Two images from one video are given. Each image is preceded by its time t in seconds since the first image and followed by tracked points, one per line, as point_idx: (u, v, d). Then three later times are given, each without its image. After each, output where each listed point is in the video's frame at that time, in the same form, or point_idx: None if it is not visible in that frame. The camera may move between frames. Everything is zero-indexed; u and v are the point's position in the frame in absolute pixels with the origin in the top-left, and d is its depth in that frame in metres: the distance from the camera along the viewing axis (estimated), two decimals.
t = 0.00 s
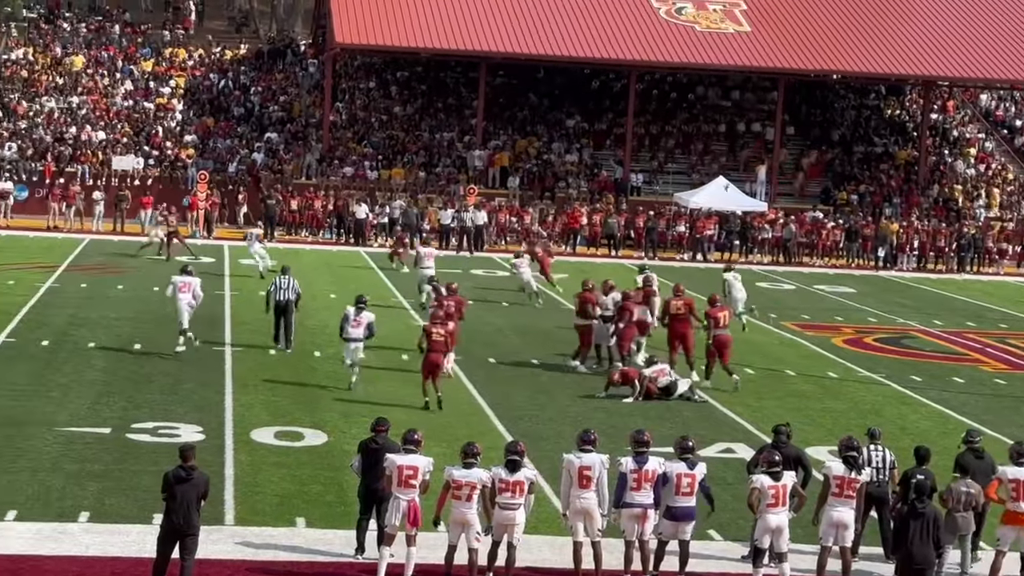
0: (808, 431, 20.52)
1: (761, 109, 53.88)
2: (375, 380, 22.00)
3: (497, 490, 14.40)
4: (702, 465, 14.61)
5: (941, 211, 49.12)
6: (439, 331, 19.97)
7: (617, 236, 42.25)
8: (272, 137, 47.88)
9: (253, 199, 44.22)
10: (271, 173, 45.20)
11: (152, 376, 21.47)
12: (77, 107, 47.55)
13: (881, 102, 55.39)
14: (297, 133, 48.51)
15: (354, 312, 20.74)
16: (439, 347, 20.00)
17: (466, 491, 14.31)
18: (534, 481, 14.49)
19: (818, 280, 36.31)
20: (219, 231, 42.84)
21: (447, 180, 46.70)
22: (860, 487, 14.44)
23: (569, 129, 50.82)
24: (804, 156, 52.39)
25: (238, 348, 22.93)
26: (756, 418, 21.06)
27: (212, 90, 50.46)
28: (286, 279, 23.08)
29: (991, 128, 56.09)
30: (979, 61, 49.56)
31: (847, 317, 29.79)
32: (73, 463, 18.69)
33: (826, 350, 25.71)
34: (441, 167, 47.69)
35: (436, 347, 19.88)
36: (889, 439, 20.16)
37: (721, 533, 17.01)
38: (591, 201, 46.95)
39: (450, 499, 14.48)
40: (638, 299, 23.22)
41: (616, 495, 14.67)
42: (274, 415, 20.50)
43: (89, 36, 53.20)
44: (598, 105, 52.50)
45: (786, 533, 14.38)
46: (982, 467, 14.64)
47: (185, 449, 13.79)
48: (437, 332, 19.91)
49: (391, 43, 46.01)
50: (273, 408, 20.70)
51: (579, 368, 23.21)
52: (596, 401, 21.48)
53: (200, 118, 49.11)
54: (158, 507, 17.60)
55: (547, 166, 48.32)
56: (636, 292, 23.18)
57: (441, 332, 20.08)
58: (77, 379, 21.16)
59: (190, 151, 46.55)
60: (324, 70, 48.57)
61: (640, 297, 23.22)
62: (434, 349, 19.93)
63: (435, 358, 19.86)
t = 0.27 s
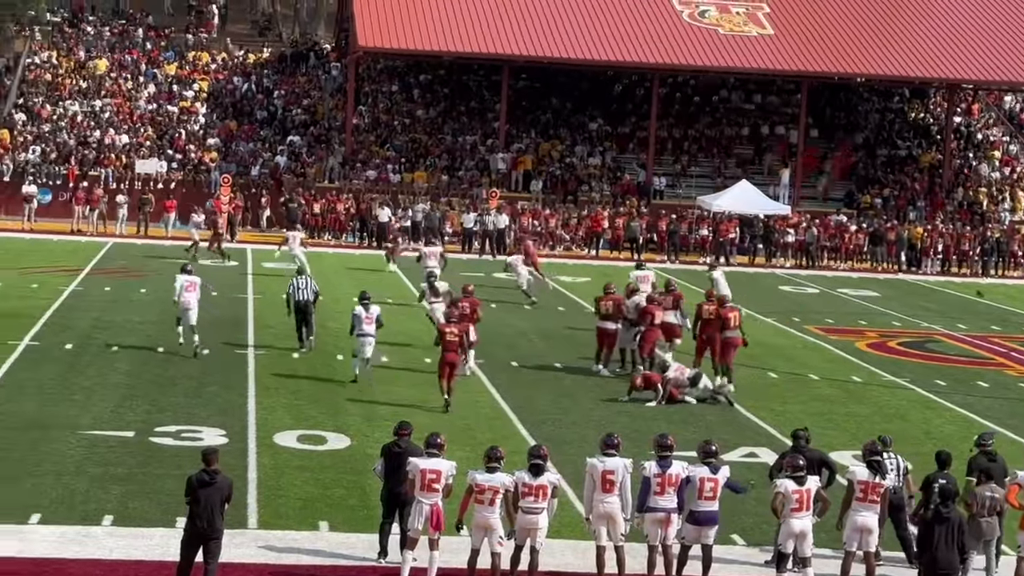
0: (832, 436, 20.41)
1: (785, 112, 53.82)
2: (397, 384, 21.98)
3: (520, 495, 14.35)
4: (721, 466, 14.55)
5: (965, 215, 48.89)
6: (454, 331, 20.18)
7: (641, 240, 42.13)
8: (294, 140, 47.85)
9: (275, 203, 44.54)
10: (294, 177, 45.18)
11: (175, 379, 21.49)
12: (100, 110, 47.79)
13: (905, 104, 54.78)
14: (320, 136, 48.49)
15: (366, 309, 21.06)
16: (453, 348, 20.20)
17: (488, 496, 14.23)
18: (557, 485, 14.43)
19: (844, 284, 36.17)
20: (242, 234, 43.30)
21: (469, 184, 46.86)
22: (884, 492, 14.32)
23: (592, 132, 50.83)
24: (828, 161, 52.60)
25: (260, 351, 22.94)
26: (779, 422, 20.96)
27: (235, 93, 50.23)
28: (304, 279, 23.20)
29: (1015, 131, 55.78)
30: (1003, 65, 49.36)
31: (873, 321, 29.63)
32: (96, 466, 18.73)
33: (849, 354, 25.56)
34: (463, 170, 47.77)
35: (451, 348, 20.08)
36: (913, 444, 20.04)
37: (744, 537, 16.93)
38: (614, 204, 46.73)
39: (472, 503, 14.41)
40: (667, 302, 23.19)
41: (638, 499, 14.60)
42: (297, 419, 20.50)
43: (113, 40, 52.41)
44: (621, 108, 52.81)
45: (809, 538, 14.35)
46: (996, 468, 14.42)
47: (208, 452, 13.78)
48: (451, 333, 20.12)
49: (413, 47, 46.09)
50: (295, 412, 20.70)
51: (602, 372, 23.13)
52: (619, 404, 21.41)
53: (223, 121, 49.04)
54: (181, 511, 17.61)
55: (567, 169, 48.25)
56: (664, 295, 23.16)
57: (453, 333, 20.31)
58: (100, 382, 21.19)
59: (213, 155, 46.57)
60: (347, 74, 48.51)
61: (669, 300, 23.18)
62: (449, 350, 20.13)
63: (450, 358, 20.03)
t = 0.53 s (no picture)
0: (875, 446, 19.50)
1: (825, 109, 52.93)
2: (420, 390, 21.14)
3: (548, 507, 13.56)
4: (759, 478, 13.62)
5: (1014, 215, 47.77)
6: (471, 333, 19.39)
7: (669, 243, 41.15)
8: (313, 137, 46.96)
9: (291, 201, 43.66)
10: (313, 176, 44.27)
11: (189, 386, 20.68)
12: (112, 106, 46.99)
13: (950, 100, 53.99)
14: (340, 134, 47.74)
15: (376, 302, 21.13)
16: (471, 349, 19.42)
17: (515, 509, 13.47)
18: (586, 499, 13.71)
19: (885, 288, 35.24)
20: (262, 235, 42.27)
21: (494, 183, 45.67)
22: (929, 504, 13.44)
23: (622, 129, 50.14)
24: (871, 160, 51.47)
25: (278, 357, 22.12)
26: (818, 431, 20.06)
27: (251, 89, 49.51)
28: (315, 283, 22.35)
29: None
30: None
31: (914, 326, 28.69)
32: (107, 477, 17.93)
33: (890, 360, 24.64)
34: (490, 168, 46.79)
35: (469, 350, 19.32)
36: (961, 455, 19.12)
37: (783, 552, 15.99)
38: (647, 204, 45.22)
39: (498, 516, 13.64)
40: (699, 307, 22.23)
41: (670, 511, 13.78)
42: (315, 427, 19.67)
43: (125, 34, 51.38)
44: (653, 105, 51.64)
45: (851, 553, 13.42)
46: None
47: (222, 462, 12.98)
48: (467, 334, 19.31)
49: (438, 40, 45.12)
50: (314, 420, 19.87)
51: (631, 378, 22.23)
52: (651, 413, 20.53)
53: (239, 118, 48.24)
54: (195, 523, 16.80)
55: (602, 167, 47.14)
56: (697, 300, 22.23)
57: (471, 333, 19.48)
58: (111, 389, 20.39)
59: (228, 153, 45.68)
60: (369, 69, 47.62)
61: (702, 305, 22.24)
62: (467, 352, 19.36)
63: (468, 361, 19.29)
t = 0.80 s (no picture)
0: (922, 454, 18.84)
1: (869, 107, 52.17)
2: (450, 395, 20.57)
3: (583, 517, 12.87)
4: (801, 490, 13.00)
5: None
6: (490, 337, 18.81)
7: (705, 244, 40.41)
8: (341, 136, 46.37)
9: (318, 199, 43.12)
10: (340, 175, 43.65)
11: (213, 391, 20.15)
12: (135, 105, 46.53)
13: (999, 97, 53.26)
14: (369, 131, 47.06)
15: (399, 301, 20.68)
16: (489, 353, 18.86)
17: (549, 519, 12.80)
18: (622, 507, 13.01)
19: (931, 291, 34.45)
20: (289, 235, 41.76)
21: (527, 183, 44.92)
22: (978, 515, 12.64)
23: (661, 127, 49.32)
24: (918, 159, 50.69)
25: (305, 362, 21.57)
26: (862, 439, 19.41)
27: (277, 87, 48.99)
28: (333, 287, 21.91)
29: None
30: None
31: (961, 331, 27.99)
32: (129, 485, 17.41)
33: (933, 366, 23.96)
34: (524, 168, 46.07)
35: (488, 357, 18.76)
36: (1011, 465, 18.45)
37: (826, 564, 15.34)
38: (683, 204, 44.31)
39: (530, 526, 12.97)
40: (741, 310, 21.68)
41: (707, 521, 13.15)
42: (343, 434, 19.12)
43: (149, 30, 51.83)
44: (691, 102, 50.97)
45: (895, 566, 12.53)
46: None
47: (248, 469, 12.39)
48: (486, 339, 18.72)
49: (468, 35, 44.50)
50: (342, 427, 19.31)
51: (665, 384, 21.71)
52: (688, 420, 19.92)
53: (265, 116, 47.71)
54: (219, 532, 16.25)
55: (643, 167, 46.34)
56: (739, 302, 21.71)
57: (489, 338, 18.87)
58: (133, 394, 19.86)
59: (254, 152, 45.07)
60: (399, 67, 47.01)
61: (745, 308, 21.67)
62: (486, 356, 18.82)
63: (488, 367, 18.78)
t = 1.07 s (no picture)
0: (964, 459, 18.69)
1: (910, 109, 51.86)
2: (489, 398, 20.50)
3: (621, 521, 12.72)
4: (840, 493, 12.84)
5: None
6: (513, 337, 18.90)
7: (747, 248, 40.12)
8: (381, 139, 46.18)
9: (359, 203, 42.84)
10: (379, 178, 43.45)
11: (252, 394, 20.11)
12: (174, 108, 46.61)
13: None
14: (407, 134, 46.78)
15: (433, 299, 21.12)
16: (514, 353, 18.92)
17: (588, 523, 12.65)
18: (662, 511, 12.84)
19: (975, 295, 34.13)
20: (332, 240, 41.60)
21: (567, 186, 44.71)
22: (1022, 520, 12.43)
23: (700, 131, 49.01)
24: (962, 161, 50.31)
25: (343, 365, 21.53)
26: (903, 444, 19.28)
27: (316, 89, 48.49)
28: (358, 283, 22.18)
29: None
30: None
31: (1003, 335, 27.80)
32: (168, 487, 17.40)
33: (975, 370, 23.79)
34: (563, 171, 45.81)
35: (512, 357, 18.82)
36: None
37: (867, 569, 15.21)
38: (724, 208, 44.14)
39: (567, 531, 12.81)
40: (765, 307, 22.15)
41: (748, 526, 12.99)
42: (382, 438, 19.07)
43: (188, 32, 51.55)
44: (731, 105, 50.60)
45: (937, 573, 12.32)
46: None
47: (288, 472, 12.43)
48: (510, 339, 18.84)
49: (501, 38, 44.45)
50: (381, 430, 19.25)
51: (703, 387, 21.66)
52: (729, 424, 19.81)
53: (303, 119, 47.33)
54: (259, 535, 16.22)
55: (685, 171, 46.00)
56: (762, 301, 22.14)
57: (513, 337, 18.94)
58: (172, 397, 19.85)
59: (293, 155, 44.87)
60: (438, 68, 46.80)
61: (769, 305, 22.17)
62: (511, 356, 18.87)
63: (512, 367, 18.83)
